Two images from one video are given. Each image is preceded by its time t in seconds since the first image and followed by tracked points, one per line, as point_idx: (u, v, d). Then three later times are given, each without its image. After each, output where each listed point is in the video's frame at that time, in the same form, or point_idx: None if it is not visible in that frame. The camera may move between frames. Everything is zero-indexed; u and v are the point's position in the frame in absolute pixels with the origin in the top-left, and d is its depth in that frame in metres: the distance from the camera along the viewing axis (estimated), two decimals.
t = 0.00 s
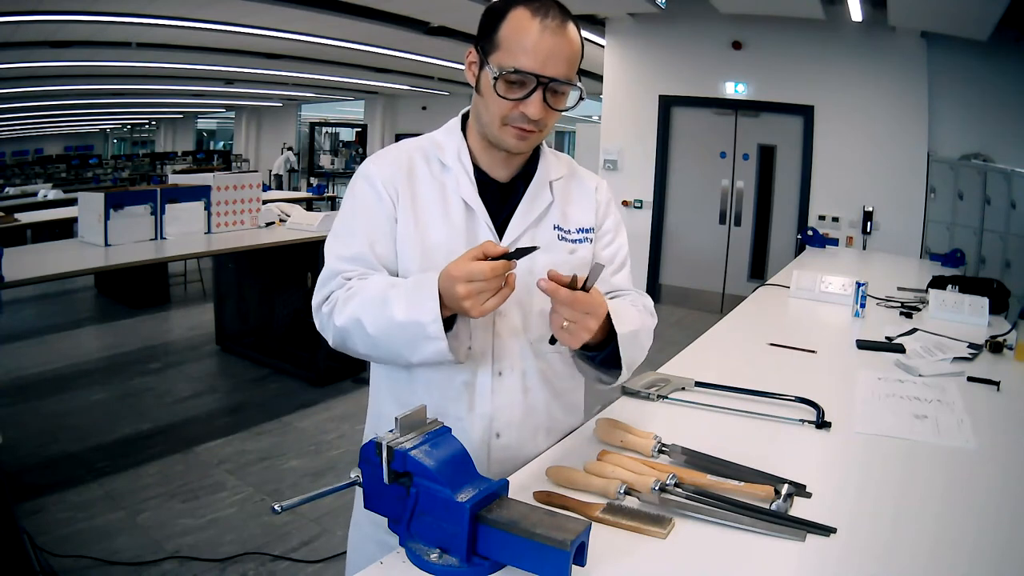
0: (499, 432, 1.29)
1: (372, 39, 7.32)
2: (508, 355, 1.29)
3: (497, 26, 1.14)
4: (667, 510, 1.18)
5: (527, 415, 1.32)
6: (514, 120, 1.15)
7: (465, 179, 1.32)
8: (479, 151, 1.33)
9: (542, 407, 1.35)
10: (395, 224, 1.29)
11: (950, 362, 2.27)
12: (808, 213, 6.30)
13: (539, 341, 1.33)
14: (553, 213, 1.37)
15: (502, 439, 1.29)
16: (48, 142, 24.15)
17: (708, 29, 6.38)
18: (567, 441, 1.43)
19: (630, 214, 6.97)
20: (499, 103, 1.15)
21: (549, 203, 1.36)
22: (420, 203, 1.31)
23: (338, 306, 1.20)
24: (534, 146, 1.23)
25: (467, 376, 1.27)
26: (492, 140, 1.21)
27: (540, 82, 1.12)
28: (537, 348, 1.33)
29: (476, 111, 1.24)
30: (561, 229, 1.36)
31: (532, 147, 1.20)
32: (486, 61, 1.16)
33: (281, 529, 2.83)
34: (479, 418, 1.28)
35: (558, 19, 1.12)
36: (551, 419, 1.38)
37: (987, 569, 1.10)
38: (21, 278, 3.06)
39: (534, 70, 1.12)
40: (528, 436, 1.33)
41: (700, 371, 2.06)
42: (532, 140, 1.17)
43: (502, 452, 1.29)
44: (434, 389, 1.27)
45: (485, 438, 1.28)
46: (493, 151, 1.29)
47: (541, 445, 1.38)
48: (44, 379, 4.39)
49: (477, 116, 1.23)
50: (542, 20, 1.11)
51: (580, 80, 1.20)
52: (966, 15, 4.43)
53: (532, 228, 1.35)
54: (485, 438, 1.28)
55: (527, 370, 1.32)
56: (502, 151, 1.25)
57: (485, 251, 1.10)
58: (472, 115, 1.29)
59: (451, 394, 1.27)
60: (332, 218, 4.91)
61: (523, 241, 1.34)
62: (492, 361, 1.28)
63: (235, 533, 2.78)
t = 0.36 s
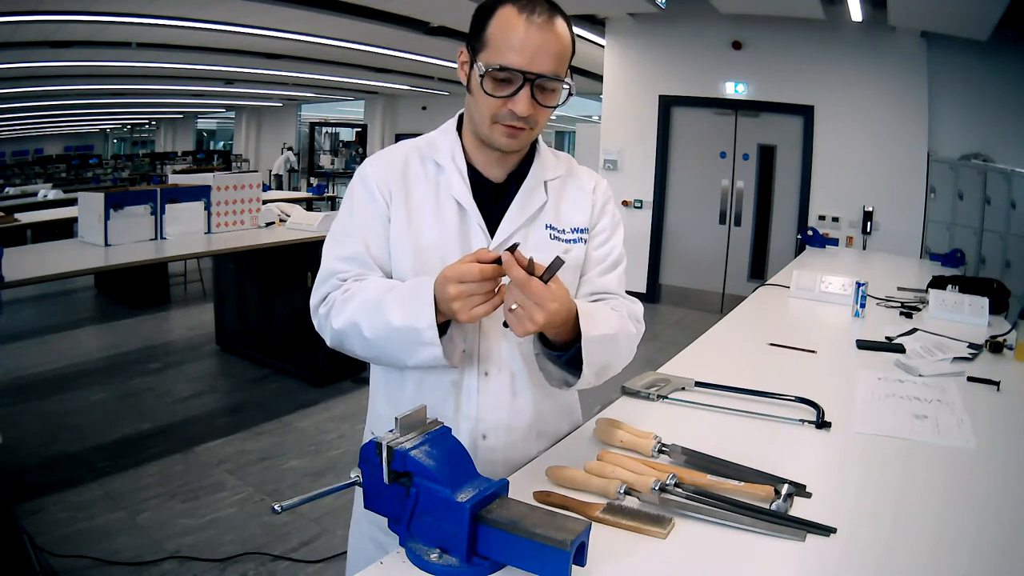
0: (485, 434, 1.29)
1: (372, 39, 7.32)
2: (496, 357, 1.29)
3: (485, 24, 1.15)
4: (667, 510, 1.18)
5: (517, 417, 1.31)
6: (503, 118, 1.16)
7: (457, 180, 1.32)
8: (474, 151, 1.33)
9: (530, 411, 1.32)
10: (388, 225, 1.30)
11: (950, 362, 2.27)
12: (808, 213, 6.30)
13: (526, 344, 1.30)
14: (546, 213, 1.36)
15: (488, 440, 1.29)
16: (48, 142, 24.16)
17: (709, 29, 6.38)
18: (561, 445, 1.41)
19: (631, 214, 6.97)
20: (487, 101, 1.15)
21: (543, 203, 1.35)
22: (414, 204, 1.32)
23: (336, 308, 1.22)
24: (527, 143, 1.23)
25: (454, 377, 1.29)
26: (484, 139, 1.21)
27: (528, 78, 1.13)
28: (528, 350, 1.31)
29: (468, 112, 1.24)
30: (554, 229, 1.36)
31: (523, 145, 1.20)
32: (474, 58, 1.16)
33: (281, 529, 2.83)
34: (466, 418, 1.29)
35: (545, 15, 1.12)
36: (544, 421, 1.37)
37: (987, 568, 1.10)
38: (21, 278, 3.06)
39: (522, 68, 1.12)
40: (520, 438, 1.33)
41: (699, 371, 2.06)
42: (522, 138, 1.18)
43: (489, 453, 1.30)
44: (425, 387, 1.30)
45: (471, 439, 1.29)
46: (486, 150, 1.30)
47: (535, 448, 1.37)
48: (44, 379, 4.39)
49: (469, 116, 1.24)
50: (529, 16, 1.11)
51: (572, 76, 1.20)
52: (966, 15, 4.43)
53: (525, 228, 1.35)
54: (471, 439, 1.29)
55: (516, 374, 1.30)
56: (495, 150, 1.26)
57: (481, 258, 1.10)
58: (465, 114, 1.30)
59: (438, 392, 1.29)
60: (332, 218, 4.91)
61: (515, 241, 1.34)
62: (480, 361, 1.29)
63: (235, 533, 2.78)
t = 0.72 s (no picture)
0: (482, 435, 1.29)
1: (373, 39, 7.32)
2: (492, 358, 1.29)
3: (476, 23, 1.15)
4: (667, 510, 1.18)
5: (514, 418, 1.31)
6: (496, 118, 1.16)
7: (454, 181, 1.32)
8: (471, 151, 1.33)
9: (527, 412, 1.32)
10: (384, 226, 1.30)
11: (950, 362, 2.27)
12: (808, 213, 6.30)
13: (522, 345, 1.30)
14: (543, 213, 1.36)
15: (485, 441, 1.29)
16: (48, 142, 24.18)
17: (709, 29, 6.38)
18: (560, 445, 1.41)
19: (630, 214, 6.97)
20: (480, 101, 1.16)
21: (541, 203, 1.35)
22: (410, 204, 1.32)
23: (332, 309, 1.23)
24: (523, 142, 1.23)
25: (452, 378, 1.29)
26: (479, 139, 1.22)
27: (519, 77, 1.13)
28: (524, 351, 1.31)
29: (462, 112, 1.25)
30: (552, 229, 1.35)
31: (518, 145, 1.20)
32: (465, 58, 1.16)
33: (281, 529, 2.83)
34: (463, 419, 1.29)
35: (535, 13, 1.12)
36: (542, 422, 1.37)
37: (987, 568, 1.10)
38: (21, 278, 3.07)
39: (512, 67, 1.12)
40: (518, 440, 1.33)
41: (700, 371, 2.06)
42: (517, 137, 1.18)
43: (487, 455, 1.30)
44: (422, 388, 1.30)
45: (468, 440, 1.29)
46: (482, 150, 1.31)
47: (533, 449, 1.37)
48: (44, 379, 4.40)
49: (464, 115, 1.25)
50: (519, 14, 1.11)
51: (565, 75, 1.20)
52: (966, 15, 4.43)
53: (521, 228, 1.35)
54: (468, 440, 1.29)
55: (513, 375, 1.30)
56: (491, 150, 1.26)
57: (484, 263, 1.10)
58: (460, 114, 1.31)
59: (435, 394, 1.29)
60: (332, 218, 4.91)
61: (513, 241, 1.34)
62: (477, 363, 1.29)
63: (235, 533, 2.77)
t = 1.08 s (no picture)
0: (481, 435, 1.29)
1: (372, 39, 7.32)
2: (492, 357, 1.29)
3: (476, 18, 1.15)
4: (667, 510, 1.18)
5: (513, 419, 1.31)
6: (496, 113, 1.16)
7: (454, 181, 1.32)
8: (471, 151, 1.34)
9: (526, 413, 1.32)
10: (384, 227, 1.30)
11: (950, 362, 2.27)
12: (808, 213, 6.30)
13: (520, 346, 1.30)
14: (542, 213, 1.36)
15: (484, 442, 1.29)
16: (47, 142, 24.19)
17: (709, 29, 6.38)
18: (560, 445, 1.41)
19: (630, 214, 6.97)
20: (479, 96, 1.16)
21: (541, 203, 1.35)
22: (411, 205, 1.31)
23: (331, 309, 1.23)
24: (521, 140, 1.23)
25: (451, 377, 1.29)
26: (478, 136, 1.22)
27: (518, 71, 1.13)
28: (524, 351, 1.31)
29: (462, 110, 1.25)
30: (551, 229, 1.35)
31: (518, 141, 1.20)
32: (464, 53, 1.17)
33: (281, 529, 2.83)
34: (461, 418, 1.29)
35: (535, 9, 1.13)
36: (542, 422, 1.37)
37: (987, 568, 1.10)
38: (21, 278, 3.06)
39: (512, 61, 1.12)
40: (518, 439, 1.33)
41: (700, 371, 2.06)
42: (516, 134, 1.18)
43: (486, 455, 1.30)
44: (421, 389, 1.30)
45: (467, 440, 1.29)
46: (481, 149, 1.30)
47: (532, 450, 1.37)
48: (44, 379, 4.40)
49: (464, 113, 1.24)
50: (518, 10, 1.12)
51: (565, 72, 1.20)
52: (966, 15, 4.43)
53: (521, 227, 1.35)
54: (467, 440, 1.29)
55: (513, 375, 1.30)
56: (490, 148, 1.26)
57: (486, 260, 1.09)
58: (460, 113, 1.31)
59: (435, 394, 1.29)
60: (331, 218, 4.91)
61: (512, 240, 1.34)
62: (476, 363, 1.29)
63: (235, 534, 2.77)
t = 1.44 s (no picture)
0: (479, 434, 1.29)
1: (372, 39, 7.32)
2: (491, 356, 1.29)
3: (473, 17, 1.17)
4: (667, 510, 1.18)
5: (511, 418, 1.31)
6: (497, 108, 1.16)
7: (455, 180, 1.32)
8: (472, 151, 1.34)
9: (525, 412, 1.32)
10: (384, 224, 1.31)
11: (950, 362, 2.27)
12: (808, 213, 6.30)
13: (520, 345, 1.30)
14: (543, 213, 1.36)
15: (482, 440, 1.29)
16: (47, 142, 24.20)
17: (709, 29, 6.38)
18: (560, 445, 1.41)
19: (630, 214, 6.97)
20: (480, 91, 1.16)
21: (542, 202, 1.35)
22: (411, 203, 1.31)
23: (330, 304, 1.23)
24: (523, 137, 1.22)
25: (449, 376, 1.29)
26: (479, 134, 1.21)
27: (518, 64, 1.14)
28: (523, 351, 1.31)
29: (463, 109, 1.25)
30: (552, 228, 1.35)
31: (520, 137, 1.19)
32: (464, 50, 1.17)
33: (281, 529, 2.83)
34: (459, 417, 1.29)
35: (532, 5, 1.14)
36: (541, 422, 1.36)
37: (987, 569, 1.10)
38: (21, 277, 3.06)
39: (511, 54, 1.13)
40: (516, 439, 1.32)
41: (701, 371, 2.06)
42: (518, 128, 1.17)
43: (483, 454, 1.30)
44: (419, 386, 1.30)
45: (464, 439, 1.29)
46: (484, 147, 1.30)
47: (530, 450, 1.36)
48: (44, 379, 4.40)
49: (465, 113, 1.24)
50: (515, 5, 1.13)
51: (565, 68, 1.20)
52: (967, 15, 4.43)
53: (521, 227, 1.35)
54: (465, 439, 1.29)
55: (512, 374, 1.30)
56: (492, 146, 1.26)
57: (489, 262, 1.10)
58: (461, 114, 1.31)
59: (433, 391, 1.29)
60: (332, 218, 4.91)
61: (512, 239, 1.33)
62: (475, 361, 1.29)
63: (235, 533, 2.77)
